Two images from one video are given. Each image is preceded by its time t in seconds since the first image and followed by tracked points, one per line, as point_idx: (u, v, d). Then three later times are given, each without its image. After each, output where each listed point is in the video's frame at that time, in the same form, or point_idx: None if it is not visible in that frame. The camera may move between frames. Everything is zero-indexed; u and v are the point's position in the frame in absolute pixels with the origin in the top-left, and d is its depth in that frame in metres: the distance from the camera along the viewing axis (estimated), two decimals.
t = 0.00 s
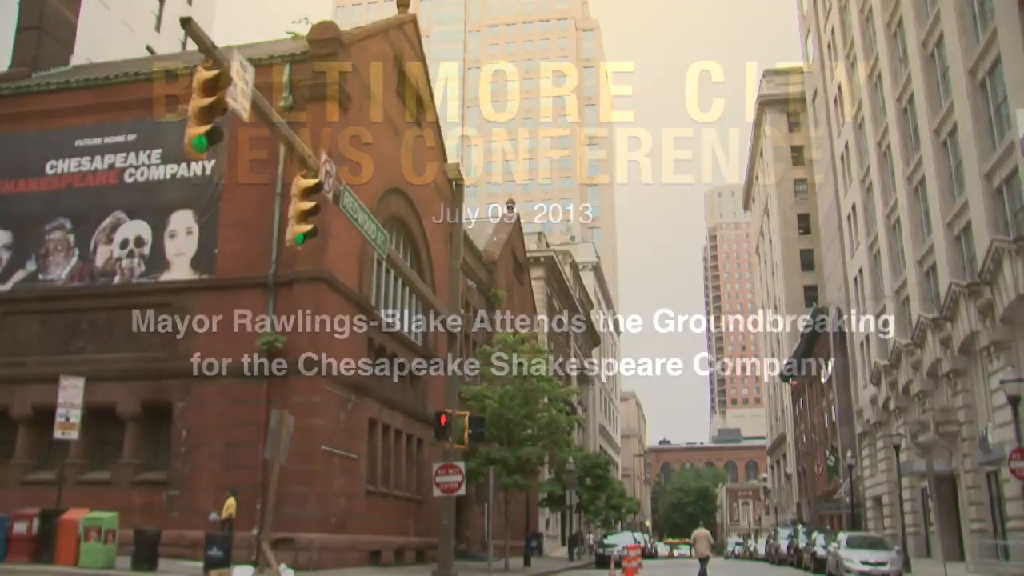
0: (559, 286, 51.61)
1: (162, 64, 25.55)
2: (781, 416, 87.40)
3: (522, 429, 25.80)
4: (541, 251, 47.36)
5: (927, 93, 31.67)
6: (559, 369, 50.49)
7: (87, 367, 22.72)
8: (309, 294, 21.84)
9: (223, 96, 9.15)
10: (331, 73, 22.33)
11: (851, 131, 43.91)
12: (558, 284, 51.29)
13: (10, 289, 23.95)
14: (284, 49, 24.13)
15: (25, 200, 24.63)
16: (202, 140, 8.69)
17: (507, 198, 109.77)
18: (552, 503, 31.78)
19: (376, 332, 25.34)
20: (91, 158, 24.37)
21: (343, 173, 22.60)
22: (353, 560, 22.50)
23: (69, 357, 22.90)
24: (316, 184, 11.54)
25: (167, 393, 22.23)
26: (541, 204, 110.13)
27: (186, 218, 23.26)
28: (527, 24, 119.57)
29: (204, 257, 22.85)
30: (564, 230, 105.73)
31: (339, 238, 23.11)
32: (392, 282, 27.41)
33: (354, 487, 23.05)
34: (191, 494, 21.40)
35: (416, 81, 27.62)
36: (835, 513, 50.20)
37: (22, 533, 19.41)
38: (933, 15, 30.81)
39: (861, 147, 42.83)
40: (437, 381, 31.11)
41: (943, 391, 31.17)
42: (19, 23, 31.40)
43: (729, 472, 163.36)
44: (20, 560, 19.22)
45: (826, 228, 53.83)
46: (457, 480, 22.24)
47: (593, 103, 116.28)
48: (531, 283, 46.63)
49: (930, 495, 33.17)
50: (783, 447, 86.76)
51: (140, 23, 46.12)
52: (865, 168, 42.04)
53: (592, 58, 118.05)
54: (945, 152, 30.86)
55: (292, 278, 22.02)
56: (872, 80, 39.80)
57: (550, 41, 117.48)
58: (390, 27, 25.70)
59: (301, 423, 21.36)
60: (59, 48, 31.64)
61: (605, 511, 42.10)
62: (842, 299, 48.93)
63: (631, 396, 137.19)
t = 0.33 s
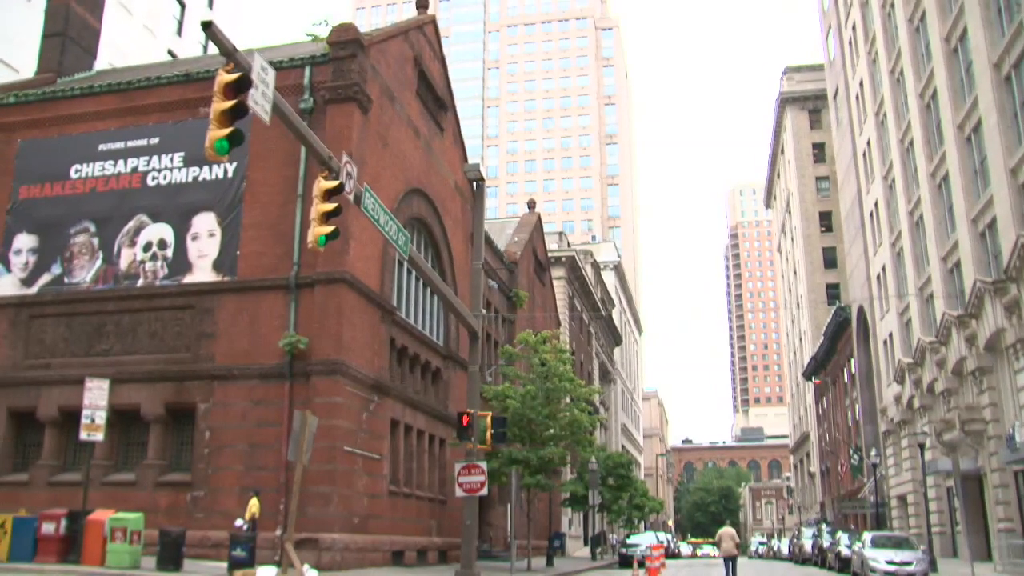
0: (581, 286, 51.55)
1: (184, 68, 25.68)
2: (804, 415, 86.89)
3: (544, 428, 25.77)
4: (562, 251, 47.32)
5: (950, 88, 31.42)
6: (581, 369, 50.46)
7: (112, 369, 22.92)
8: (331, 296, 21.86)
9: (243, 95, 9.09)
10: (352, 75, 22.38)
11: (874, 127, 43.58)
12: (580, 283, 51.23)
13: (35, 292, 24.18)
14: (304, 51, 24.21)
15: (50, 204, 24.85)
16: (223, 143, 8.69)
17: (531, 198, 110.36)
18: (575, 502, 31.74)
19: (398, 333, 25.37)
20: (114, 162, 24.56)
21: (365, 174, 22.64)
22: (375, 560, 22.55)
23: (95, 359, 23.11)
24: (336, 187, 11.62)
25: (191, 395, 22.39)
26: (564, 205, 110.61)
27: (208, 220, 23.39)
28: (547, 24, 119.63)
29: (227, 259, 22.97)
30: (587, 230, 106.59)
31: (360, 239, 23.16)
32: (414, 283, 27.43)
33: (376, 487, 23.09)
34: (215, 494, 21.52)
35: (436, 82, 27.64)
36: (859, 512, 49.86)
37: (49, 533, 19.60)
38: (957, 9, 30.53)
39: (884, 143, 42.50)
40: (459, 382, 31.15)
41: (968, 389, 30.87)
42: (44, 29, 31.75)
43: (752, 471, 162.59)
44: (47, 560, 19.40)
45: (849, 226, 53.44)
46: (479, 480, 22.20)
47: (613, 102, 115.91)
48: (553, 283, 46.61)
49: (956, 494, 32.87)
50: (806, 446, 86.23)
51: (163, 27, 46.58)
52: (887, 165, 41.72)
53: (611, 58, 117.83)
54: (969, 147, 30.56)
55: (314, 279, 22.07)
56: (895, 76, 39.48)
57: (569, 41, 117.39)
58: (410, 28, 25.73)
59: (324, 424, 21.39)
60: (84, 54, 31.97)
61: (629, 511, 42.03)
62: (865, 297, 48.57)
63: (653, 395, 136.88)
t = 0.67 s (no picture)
0: (603, 285, 51.51)
1: (205, 71, 25.81)
2: (828, 414, 86.32)
3: (566, 428, 25.78)
4: (583, 251, 47.27)
5: (974, 83, 31.20)
6: (603, 369, 50.41)
7: (136, 372, 23.10)
8: (353, 297, 21.92)
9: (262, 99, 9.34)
10: (372, 76, 22.44)
11: (897, 123, 43.31)
12: (602, 283, 51.19)
13: (60, 295, 24.38)
14: (325, 54, 24.31)
15: (73, 208, 25.05)
16: (243, 146, 8.77)
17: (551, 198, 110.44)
18: (598, 502, 31.71)
19: (419, 333, 25.41)
20: (137, 165, 24.73)
21: (386, 176, 22.70)
22: (398, 560, 22.60)
23: (119, 362, 23.30)
24: (356, 188, 11.73)
25: (214, 396, 22.51)
26: (584, 203, 110.64)
27: (230, 223, 23.51)
28: (566, 24, 119.60)
29: (249, 261, 23.08)
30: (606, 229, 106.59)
31: (381, 240, 23.20)
32: (435, 283, 27.49)
33: (398, 488, 23.13)
34: (239, 495, 21.64)
35: (455, 83, 27.68)
36: (884, 511, 49.51)
37: (76, 533, 19.78)
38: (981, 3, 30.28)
39: (906, 139, 42.23)
40: (481, 381, 31.21)
41: (994, 387, 30.60)
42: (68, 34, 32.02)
43: (773, 470, 161.73)
44: (75, 560, 19.59)
45: (871, 223, 53.06)
46: (502, 480, 22.20)
47: (632, 100, 115.58)
48: (574, 283, 46.58)
49: (983, 492, 32.57)
50: (829, 445, 85.63)
51: (184, 32, 46.97)
52: (910, 161, 41.44)
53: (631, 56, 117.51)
54: (994, 142, 30.30)
55: (335, 281, 22.14)
56: (917, 71, 39.22)
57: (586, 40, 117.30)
58: (429, 29, 25.77)
59: (347, 425, 21.44)
60: (108, 58, 32.23)
61: (652, 510, 41.92)
62: (888, 295, 48.25)
63: (674, 395, 136.47)
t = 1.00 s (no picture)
0: (623, 285, 51.45)
1: (224, 74, 25.92)
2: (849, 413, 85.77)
3: (587, 427, 25.77)
4: (602, 250, 47.20)
5: (997, 78, 30.96)
6: (623, 368, 50.32)
7: (158, 373, 23.24)
8: (372, 297, 21.97)
9: (281, 101, 9.42)
10: (390, 77, 22.48)
11: (917, 120, 43.03)
12: (622, 282, 51.15)
13: (83, 298, 24.56)
14: (343, 55, 24.38)
15: (95, 211, 25.23)
16: (262, 148, 8.90)
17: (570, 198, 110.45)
18: (618, 502, 31.65)
19: (439, 334, 25.44)
20: (158, 168, 24.88)
21: (404, 176, 22.74)
22: (419, 560, 22.63)
23: (141, 363, 23.46)
24: (375, 189, 11.82)
25: (236, 397, 22.61)
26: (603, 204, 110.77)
27: (250, 224, 23.61)
28: (583, 23, 119.54)
29: (269, 263, 23.17)
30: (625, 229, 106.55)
31: (400, 240, 23.24)
32: (454, 283, 27.51)
33: (419, 488, 23.17)
34: (260, 496, 21.73)
35: (473, 83, 27.68)
36: (906, 510, 49.16)
37: (100, 534, 19.93)
38: None
39: (927, 135, 41.96)
40: (501, 381, 31.25)
41: (1019, 385, 30.32)
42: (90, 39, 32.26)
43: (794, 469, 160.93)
44: (99, 559, 19.77)
45: (892, 221, 52.73)
46: (522, 480, 22.18)
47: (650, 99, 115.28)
48: (594, 283, 46.51)
49: (1007, 492, 32.30)
50: (851, 444, 85.10)
51: (204, 35, 47.40)
52: (931, 157, 41.18)
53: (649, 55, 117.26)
54: (1017, 138, 30.04)
55: (355, 282, 22.19)
56: (938, 67, 38.97)
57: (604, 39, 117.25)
58: (447, 29, 25.78)
59: (368, 426, 21.48)
60: (128, 63, 32.50)
61: (672, 510, 41.81)
62: (910, 292, 47.94)
63: (694, 394, 136.06)
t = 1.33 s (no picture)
0: (643, 284, 51.38)
1: (244, 77, 26.03)
2: (870, 411, 85.26)
3: (606, 427, 25.74)
4: (622, 250, 47.13)
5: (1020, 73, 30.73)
6: (643, 367, 50.22)
7: (180, 375, 23.38)
8: (392, 298, 22.01)
9: (300, 102, 9.46)
10: (408, 79, 22.52)
11: (938, 116, 42.78)
12: (641, 281, 51.10)
13: (105, 300, 24.71)
14: (361, 57, 24.46)
15: (116, 214, 25.39)
16: (282, 152, 8.96)
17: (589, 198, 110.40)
18: (639, 501, 31.60)
19: (459, 334, 25.48)
20: (178, 171, 25.02)
21: (423, 177, 22.76)
22: (440, 561, 22.66)
23: (163, 365, 23.61)
24: (395, 190, 11.95)
25: (256, 398, 22.70)
26: (621, 203, 110.59)
27: (270, 226, 23.70)
28: (600, 23, 119.55)
29: (289, 264, 23.26)
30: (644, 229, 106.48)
31: (419, 241, 23.26)
32: (473, 284, 27.53)
33: (439, 488, 23.20)
34: (282, 496, 21.80)
35: (491, 83, 27.69)
36: (929, 509, 48.82)
37: (123, 534, 20.07)
38: None
39: (949, 131, 41.69)
40: (521, 382, 31.25)
41: None
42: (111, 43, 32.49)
43: (815, 469, 160.17)
44: (123, 559, 19.91)
45: (913, 217, 52.41)
46: (542, 480, 22.16)
47: (668, 98, 115.04)
48: (613, 282, 46.44)
49: None
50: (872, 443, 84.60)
51: (223, 39, 47.73)
52: (952, 153, 40.94)
53: (667, 54, 117.12)
54: None
55: (375, 282, 22.23)
56: (959, 62, 38.73)
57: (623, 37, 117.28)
58: (465, 30, 25.79)
59: (388, 427, 21.50)
60: (149, 67, 32.72)
61: (693, 510, 41.70)
62: (931, 290, 47.66)
63: (714, 394, 135.68)
